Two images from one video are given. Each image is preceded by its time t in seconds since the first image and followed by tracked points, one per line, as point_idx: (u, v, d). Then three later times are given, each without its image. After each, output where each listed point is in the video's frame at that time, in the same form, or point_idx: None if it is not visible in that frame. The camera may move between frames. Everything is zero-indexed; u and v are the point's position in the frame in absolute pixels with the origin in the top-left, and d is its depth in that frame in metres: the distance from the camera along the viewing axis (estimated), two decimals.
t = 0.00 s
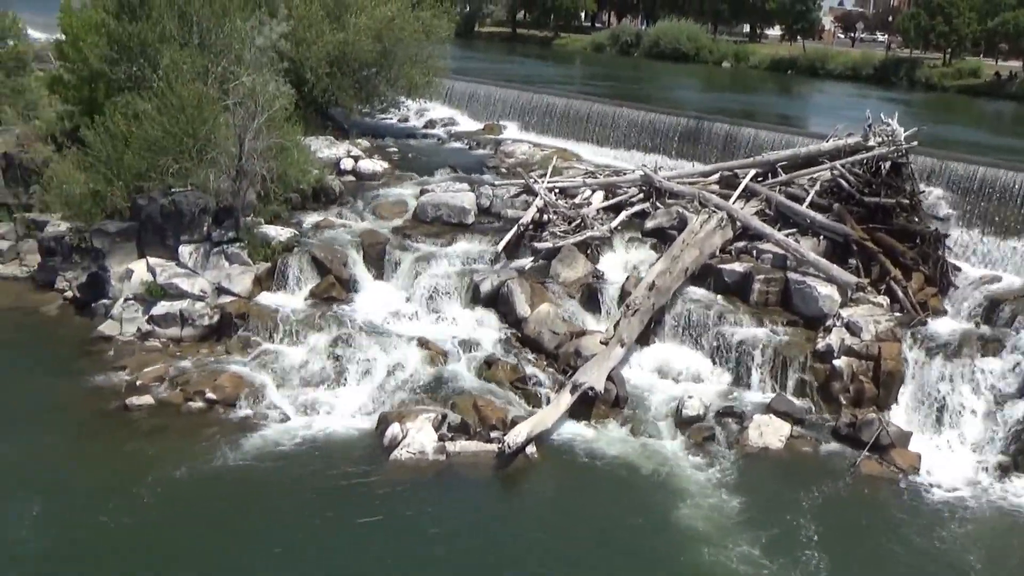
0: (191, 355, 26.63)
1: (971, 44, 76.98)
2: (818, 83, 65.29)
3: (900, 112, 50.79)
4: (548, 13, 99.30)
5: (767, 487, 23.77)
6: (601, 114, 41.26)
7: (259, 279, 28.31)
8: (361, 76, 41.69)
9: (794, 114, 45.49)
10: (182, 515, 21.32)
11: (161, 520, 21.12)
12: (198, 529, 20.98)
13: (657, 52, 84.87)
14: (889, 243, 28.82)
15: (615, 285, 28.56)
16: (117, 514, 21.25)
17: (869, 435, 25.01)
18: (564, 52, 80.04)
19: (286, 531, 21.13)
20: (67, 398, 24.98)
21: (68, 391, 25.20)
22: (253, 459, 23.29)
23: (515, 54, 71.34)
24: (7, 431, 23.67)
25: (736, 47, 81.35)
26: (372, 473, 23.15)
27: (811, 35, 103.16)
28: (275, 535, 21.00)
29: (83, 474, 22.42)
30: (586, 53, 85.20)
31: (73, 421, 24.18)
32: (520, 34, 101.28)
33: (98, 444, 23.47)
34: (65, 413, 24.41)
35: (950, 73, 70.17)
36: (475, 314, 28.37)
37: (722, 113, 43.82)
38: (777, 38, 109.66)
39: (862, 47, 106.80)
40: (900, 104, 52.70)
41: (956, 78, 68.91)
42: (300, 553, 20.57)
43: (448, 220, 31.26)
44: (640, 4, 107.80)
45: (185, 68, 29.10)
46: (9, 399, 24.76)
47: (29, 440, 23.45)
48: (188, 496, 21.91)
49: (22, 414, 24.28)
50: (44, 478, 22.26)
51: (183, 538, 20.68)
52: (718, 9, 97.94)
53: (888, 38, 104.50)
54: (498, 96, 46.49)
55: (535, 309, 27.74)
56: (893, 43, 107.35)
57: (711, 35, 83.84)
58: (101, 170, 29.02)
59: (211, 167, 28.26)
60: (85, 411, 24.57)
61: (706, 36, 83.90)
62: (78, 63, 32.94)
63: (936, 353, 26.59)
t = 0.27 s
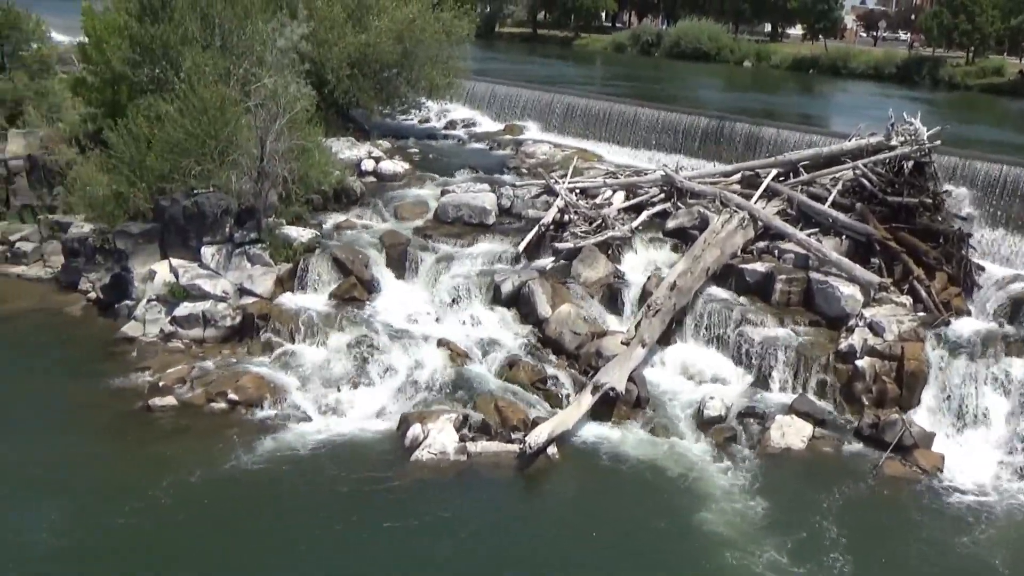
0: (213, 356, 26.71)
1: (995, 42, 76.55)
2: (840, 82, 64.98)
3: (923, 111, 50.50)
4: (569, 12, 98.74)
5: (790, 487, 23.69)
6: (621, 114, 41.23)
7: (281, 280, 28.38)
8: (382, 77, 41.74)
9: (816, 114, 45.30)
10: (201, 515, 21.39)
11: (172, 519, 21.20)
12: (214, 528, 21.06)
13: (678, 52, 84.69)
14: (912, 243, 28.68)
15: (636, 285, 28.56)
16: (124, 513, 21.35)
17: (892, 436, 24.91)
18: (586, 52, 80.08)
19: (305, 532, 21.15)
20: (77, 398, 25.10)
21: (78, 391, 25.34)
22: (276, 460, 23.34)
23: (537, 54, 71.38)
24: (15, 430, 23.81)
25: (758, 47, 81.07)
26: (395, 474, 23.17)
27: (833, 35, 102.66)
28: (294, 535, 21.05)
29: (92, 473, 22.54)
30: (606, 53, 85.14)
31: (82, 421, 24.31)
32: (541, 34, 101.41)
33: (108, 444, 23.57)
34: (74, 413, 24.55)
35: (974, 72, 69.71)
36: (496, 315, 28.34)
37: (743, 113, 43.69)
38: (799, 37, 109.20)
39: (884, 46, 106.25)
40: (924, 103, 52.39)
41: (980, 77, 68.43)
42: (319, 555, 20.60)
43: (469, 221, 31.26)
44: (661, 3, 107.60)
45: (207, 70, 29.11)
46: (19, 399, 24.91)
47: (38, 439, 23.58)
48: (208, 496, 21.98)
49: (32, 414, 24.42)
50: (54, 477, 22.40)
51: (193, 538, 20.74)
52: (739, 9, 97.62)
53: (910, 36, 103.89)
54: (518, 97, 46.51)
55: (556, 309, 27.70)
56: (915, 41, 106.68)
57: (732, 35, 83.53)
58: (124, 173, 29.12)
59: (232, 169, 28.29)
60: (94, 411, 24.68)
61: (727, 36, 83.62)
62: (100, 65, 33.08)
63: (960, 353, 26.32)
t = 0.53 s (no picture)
0: (234, 361, 26.78)
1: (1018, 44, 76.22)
2: (861, 85, 64.77)
3: (945, 113, 50.25)
4: (588, 17, 99.96)
5: (811, 491, 23.58)
6: (641, 118, 41.21)
7: (301, 285, 28.46)
8: (401, 83, 41.86)
9: (836, 117, 45.17)
10: (221, 517, 21.46)
11: (184, 520, 21.33)
12: (231, 530, 21.15)
13: (697, 56, 84.66)
14: (933, 245, 28.53)
15: (656, 289, 28.52)
16: (132, 512, 21.52)
17: (914, 440, 24.68)
18: (605, 57, 80.13)
19: (323, 536, 21.15)
20: (89, 400, 25.27)
21: (89, 393, 25.51)
22: (298, 464, 23.37)
23: (557, 59, 71.44)
24: (26, 431, 23.98)
25: (777, 50, 80.88)
26: (416, 478, 23.17)
27: (854, 38, 102.35)
28: (314, 538, 21.08)
29: (102, 474, 22.70)
30: (626, 57, 85.18)
31: (92, 422, 24.49)
32: (560, 38, 101.56)
33: (118, 445, 23.73)
34: (84, 414, 24.73)
35: (996, 74, 69.37)
36: (515, 318, 28.34)
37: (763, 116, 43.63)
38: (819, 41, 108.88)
39: (905, 49, 105.82)
40: (946, 106, 52.16)
41: (1002, 79, 68.06)
42: (338, 558, 20.62)
43: (489, 225, 31.31)
44: (680, 7, 107.45)
45: (228, 76, 29.06)
46: (30, 400, 25.09)
47: (48, 440, 23.75)
48: (227, 498, 22.05)
49: (44, 415, 24.60)
50: (64, 477, 22.57)
51: (204, 538, 20.88)
52: (758, 12, 97.37)
53: (930, 39, 103.43)
54: (537, 101, 46.56)
55: (576, 313, 27.64)
56: (936, 44, 106.22)
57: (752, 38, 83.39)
58: (146, 178, 29.28)
59: (252, 174, 28.29)
60: (104, 412, 24.86)
61: (747, 39, 83.48)
62: (123, 72, 33.41)
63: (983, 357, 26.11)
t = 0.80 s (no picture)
0: (252, 363, 26.83)
1: None
2: (879, 86, 64.50)
3: (964, 114, 49.98)
4: (604, 19, 100.09)
5: (829, 494, 23.48)
6: (658, 120, 41.16)
7: (318, 287, 28.45)
8: (418, 85, 41.91)
9: (854, 119, 45.03)
10: (235, 519, 21.49)
11: (194, 521, 21.37)
12: (243, 531, 21.18)
13: (713, 57, 84.56)
14: (952, 247, 28.43)
15: (673, 293, 28.38)
16: (143, 513, 21.59)
17: (933, 443, 24.57)
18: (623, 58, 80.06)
19: (337, 538, 21.13)
20: (104, 401, 25.36)
21: (103, 394, 25.61)
22: (315, 467, 23.36)
23: (576, 61, 71.36)
24: (39, 431, 24.10)
25: (793, 51, 80.64)
26: (433, 480, 23.16)
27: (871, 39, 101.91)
28: (328, 540, 21.07)
29: (114, 475, 22.77)
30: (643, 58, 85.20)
31: (105, 422, 24.59)
32: (578, 41, 101.52)
33: (132, 446, 23.82)
34: (97, 415, 24.83)
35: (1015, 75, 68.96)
36: (532, 321, 28.32)
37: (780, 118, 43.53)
38: (836, 42, 108.46)
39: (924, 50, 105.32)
40: (966, 107, 51.87)
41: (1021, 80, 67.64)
42: (352, 559, 20.61)
43: (505, 227, 31.30)
44: (697, 9, 107.13)
45: (245, 79, 29.09)
46: (44, 400, 25.22)
47: (59, 440, 23.84)
48: (234, 499, 22.10)
49: (57, 415, 24.72)
50: (77, 477, 22.67)
51: (213, 540, 20.92)
52: (776, 14, 96.93)
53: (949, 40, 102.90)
54: (554, 103, 46.55)
55: (593, 315, 27.60)
56: (954, 46, 105.68)
57: (768, 39, 83.19)
58: (163, 181, 29.35)
59: (269, 177, 28.34)
60: (118, 413, 24.96)
61: (764, 40, 83.29)
62: (142, 75, 33.53)
63: (1002, 360, 25.91)
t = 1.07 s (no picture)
0: (273, 366, 26.90)
1: None
2: (902, 87, 64.08)
3: (988, 115, 49.59)
4: (623, 21, 99.34)
5: (850, 498, 23.33)
6: (678, 121, 41.11)
7: (339, 291, 28.50)
8: (438, 88, 41.98)
9: (875, 120, 44.80)
10: (255, 523, 21.55)
11: (211, 524, 21.45)
12: (260, 534, 21.24)
13: (734, 59, 84.32)
14: (975, 249, 28.24)
15: (694, 295, 28.21)
16: (161, 515, 21.70)
17: (956, 446, 24.41)
18: (642, 61, 79.95)
19: (356, 542, 21.15)
20: (124, 404, 25.52)
21: (123, 397, 25.76)
22: (336, 471, 23.38)
23: (596, 64, 71.30)
24: (58, 434, 24.28)
25: (814, 52, 80.20)
26: (454, 483, 23.16)
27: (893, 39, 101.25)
28: (347, 544, 21.10)
29: (133, 478, 22.90)
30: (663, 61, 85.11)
31: (124, 425, 24.74)
32: (597, 44, 101.45)
33: (152, 449, 23.94)
34: (116, 418, 24.99)
35: None
36: (552, 324, 28.31)
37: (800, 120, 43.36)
38: (857, 43, 107.83)
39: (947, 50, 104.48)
40: (990, 108, 51.46)
41: None
42: (371, 563, 20.63)
43: (526, 231, 31.30)
44: (716, 10, 106.77)
45: (266, 83, 29.21)
46: (63, 403, 25.41)
47: (78, 443, 24.01)
48: (246, 501, 22.22)
49: (77, 418, 24.88)
50: (95, 480, 22.82)
51: (230, 543, 21.00)
52: (797, 15, 96.38)
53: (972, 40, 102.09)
54: (574, 106, 46.60)
55: (613, 318, 27.61)
56: (977, 45, 104.82)
57: (789, 41, 82.83)
58: (184, 186, 29.50)
59: (290, 181, 28.42)
60: (136, 417, 25.09)
61: (784, 41, 82.94)
62: (163, 80, 33.69)
63: None
